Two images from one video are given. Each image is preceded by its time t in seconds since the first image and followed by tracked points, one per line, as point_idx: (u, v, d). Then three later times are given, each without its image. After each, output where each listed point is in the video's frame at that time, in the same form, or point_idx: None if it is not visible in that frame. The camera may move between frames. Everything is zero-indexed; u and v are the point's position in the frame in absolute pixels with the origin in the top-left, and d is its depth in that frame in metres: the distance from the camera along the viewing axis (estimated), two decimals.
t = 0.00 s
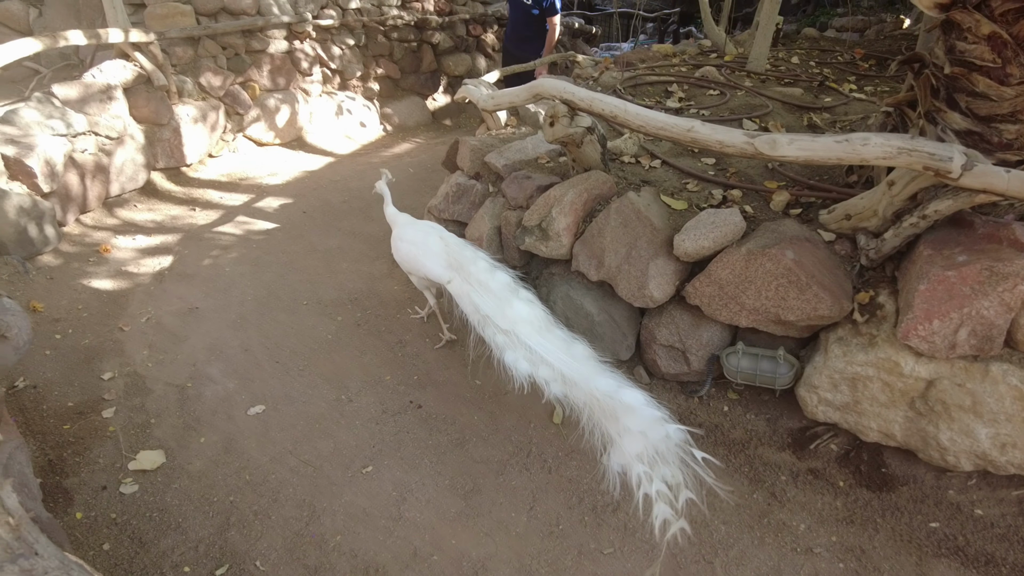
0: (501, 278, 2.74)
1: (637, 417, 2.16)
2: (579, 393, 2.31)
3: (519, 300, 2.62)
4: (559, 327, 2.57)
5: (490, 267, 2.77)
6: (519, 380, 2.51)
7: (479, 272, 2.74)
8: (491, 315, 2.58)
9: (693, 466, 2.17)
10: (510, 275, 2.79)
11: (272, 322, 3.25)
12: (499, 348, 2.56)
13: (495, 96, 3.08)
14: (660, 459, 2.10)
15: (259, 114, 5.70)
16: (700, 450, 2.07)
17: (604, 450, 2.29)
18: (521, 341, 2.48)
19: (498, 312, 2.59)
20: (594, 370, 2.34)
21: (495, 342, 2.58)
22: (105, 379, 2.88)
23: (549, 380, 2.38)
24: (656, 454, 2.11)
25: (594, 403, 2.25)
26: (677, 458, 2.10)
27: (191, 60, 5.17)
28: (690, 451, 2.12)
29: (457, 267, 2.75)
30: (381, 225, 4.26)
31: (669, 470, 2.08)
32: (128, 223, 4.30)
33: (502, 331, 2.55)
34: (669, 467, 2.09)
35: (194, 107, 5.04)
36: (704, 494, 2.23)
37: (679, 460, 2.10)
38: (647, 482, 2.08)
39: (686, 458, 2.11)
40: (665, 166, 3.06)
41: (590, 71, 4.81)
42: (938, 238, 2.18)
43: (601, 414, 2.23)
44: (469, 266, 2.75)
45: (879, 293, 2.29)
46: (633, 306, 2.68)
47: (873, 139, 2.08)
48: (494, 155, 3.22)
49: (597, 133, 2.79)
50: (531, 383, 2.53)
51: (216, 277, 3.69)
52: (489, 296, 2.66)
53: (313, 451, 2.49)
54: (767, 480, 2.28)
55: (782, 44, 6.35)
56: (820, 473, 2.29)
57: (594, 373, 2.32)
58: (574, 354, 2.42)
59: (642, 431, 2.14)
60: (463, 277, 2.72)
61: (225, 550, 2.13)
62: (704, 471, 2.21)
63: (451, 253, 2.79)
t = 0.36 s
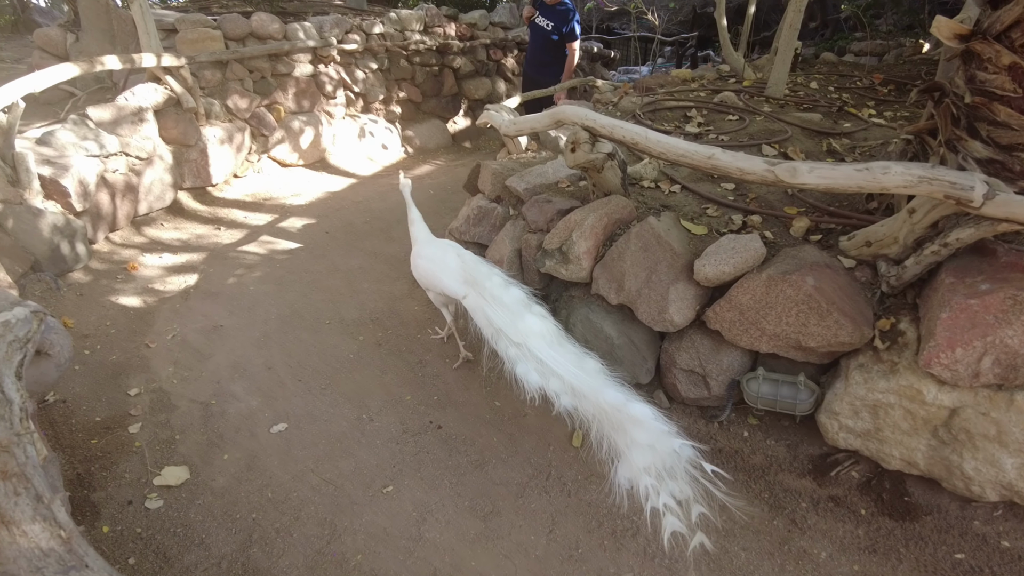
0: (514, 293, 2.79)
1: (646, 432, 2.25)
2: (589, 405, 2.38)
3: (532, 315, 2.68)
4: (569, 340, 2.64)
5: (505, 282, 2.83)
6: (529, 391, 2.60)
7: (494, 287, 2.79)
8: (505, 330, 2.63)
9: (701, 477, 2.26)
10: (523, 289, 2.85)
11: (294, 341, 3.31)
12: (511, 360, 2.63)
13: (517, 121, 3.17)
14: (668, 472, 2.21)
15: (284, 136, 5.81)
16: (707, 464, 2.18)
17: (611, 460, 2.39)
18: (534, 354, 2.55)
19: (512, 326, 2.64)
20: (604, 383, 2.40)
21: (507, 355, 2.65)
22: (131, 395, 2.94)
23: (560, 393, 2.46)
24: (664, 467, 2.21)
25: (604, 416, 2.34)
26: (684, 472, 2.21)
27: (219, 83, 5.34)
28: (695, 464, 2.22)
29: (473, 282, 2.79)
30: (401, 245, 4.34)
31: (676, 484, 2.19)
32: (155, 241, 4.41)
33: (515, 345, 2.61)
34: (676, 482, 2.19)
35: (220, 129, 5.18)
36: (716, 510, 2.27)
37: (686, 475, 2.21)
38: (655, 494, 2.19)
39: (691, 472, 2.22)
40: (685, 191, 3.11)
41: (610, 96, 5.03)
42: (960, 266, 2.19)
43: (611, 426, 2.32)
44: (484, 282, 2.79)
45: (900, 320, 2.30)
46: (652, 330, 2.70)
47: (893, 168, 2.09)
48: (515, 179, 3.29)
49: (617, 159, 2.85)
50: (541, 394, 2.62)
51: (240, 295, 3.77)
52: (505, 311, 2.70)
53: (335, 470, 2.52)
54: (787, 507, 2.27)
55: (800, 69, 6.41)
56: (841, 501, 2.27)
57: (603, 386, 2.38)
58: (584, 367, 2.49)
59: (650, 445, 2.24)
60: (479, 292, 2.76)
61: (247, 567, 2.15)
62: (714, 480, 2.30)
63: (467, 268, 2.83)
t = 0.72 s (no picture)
0: (528, 316, 2.86)
1: (652, 464, 2.27)
2: (597, 436, 2.43)
3: (545, 340, 2.75)
4: (581, 370, 2.70)
5: (520, 306, 2.88)
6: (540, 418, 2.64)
7: (509, 310, 2.85)
8: (519, 354, 2.69)
9: (706, 511, 2.24)
10: (536, 313, 2.90)
11: (316, 357, 3.38)
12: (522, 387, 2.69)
13: (536, 144, 3.28)
14: (673, 503, 2.20)
15: (304, 153, 5.93)
16: (713, 497, 2.18)
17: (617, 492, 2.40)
18: (546, 381, 2.61)
19: (524, 351, 2.71)
20: (614, 415, 2.46)
21: (519, 380, 2.71)
22: (155, 408, 3.00)
23: (569, 422, 2.51)
24: (669, 496, 2.21)
25: (612, 447, 2.37)
26: (689, 503, 2.20)
27: (243, 101, 5.47)
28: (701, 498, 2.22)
29: (489, 304, 2.85)
30: (419, 263, 4.43)
31: (681, 515, 2.17)
32: (178, 256, 4.51)
33: (527, 370, 2.68)
34: (682, 512, 2.18)
35: (243, 146, 5.30)
36: (718, 539, 2.24)
37: (691, 505, 2.20)
38: (659, 525, 2.17)
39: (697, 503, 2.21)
40: (702, 214, 3.17)
41: (626, 117, 5.19)
42: (979, 293, 2.19)
43: (618, 459, 2.35)
44: (500, 304, 2.86)
45: (918, 346, 2.31)
46: (670, 352, 2.73)
47: (911, 197, 2.13)
48: (534, 201, 3.36)
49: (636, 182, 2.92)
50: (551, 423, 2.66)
51: (262, 311, 3.85)
52: (518, 334, 2.76)
53: (355, 486, 2.56)
54: (804, 531, 2.27)
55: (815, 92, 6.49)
56: (859, 526, 2.28)
57: (613, 419, 2.44)
58: (594, 398, 2.55)
59: (656, 475, 2.25)
60: (494, 314, 2.82)
61: None
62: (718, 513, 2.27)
63: (482, 289, 2.89)
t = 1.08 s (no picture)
0: (541, 337, 2.83)
1: (654, 497, 2.20)
2: (604, 465, 2.39)
3: (555, 363, 2.70)
4: (591, 394, 2.66)
5: (533, 326, 2.86)
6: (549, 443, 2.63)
7: (523, 330, 2.83)
8: (530, 377, 2.68)
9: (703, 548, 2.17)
10: (549, 335, 2.87)
11: (332, 372, 3.44)
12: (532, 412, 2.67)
13: (551, 164, 3.38)
14: (672, 539, 2.13)
15: (321, 169, 6.05)
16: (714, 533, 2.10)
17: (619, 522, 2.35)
18: (555, 405, 2.59)
19: (535, 373, 2.69)
20: (620, 443, 2.41)
21: (530, 404, 2.70)
22: (174, 421, 3.05)
23: (577, 449, 2.49)
24: (669, 530, 2.15)
25: (614, 477, 2.33)
26: (688, 539, 2.13)
27: (262, 118, 5.59)
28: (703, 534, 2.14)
29: (502, 324, 2.85)
30: (434, 279, 4.51)
31: (680, 551, 2.11)
32: (196, 270, 4.60)
33: (538, 394, 2.66)
34: (679, 548, 2.12)
35: (261, 162, 5.41)
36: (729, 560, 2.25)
37: (688, 542, 2.13)
38: (656, 560, 2.12)
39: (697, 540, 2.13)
40: (716, 234, 3.20)
41: (639, 135, 5.29)
42: (994, 315, 2.19)
43: (620, 490, 2.30)
44: (513, 324, 2.84)
45: (932, 367, 2.32)
46: (684, 371, 2.76)
47: (925, 220, 2.15)
48: (548, 219, 3.42)
49: (650, 203, 2.97)
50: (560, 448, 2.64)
51: (279, 325, 3.92)
52: (530, 355, 2.74)
53: (370, 501, 2.59)
54: (818, 552, 2.27)
55: (828, 110, 6.55)
56: (874, 548, 2.27)
57: (619, 448, 2.38)
58: (602, 423, 2.51)
59: (656, 508, 2.19)
60: (507, 334, 2.82)
61: None
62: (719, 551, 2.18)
63: (497, 309, 2.90)
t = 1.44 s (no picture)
0: (545, 351, 2.81)
1: (655, 513, 2.13)
2: (604, 481, 2.32)
3: (558, 377, 2.67)
4: (594, 410, 2.62)
5: (536, 341, 2.84)
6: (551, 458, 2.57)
7: (527, 343, 2.81)
8: (533, 391, 2.66)
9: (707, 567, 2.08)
10: (553, 350, 2.85)
11: (340, 380, 3.46)
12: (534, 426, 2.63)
13: (558, 176, 3.45)
14: (675, 555, 2.06)
15: (331, 180, 6.12)
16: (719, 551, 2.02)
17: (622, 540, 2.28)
18: (557, 420, 2.55)
19: (537, 388, 2.66)
20: (622, 458, 2.36)
21: (532, 418, 2.67)
22: (182, 429, 3.08)
23: (578, 463, 2.43)
24: (671, 546, 2.07)
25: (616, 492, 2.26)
26: (690, 558, 2.06)
27: (273, 129, 5.66)
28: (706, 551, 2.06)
29: (507, 335, 2.86)
30: (441, 289, 4.54)
31: (682, 569, 2.04)
32: (206, 279, 4.65)
33: (541, 408, 2.63)
34: (682, 564, 2.05)
35: (272, 173, 5.47)
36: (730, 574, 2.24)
37: (691, 559, 2.05)
38: None
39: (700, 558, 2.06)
40: (722, 245, 3.21)
41: (647, 147, 5.32)
42: (1002, 326, 2.18)
43: (622, 506, 2.23)
44: (517, 337, 2.84)
45: (939, 379, 2.31)
46: (690, 382, 2.76)
47: (930, 232, 2.15)
48: (555, 229, 3.45)
49: (656, 214, 2.99)
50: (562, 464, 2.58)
51: (287, 334, 3.96)
52: (534, 369, 2.72)
53: (376, 510, 2.60)
54: (825, 565, 2.26)
55: (835, 121, 6.56)
56: (881, 561, 2.25)
57: (621, 463, 2.32)
58: (604, 439, 2.46)
59: (658, 523, 2.11)
60: (511, 346, 2.83)
61: None
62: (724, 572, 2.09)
63: (502, 322, 2.91)
